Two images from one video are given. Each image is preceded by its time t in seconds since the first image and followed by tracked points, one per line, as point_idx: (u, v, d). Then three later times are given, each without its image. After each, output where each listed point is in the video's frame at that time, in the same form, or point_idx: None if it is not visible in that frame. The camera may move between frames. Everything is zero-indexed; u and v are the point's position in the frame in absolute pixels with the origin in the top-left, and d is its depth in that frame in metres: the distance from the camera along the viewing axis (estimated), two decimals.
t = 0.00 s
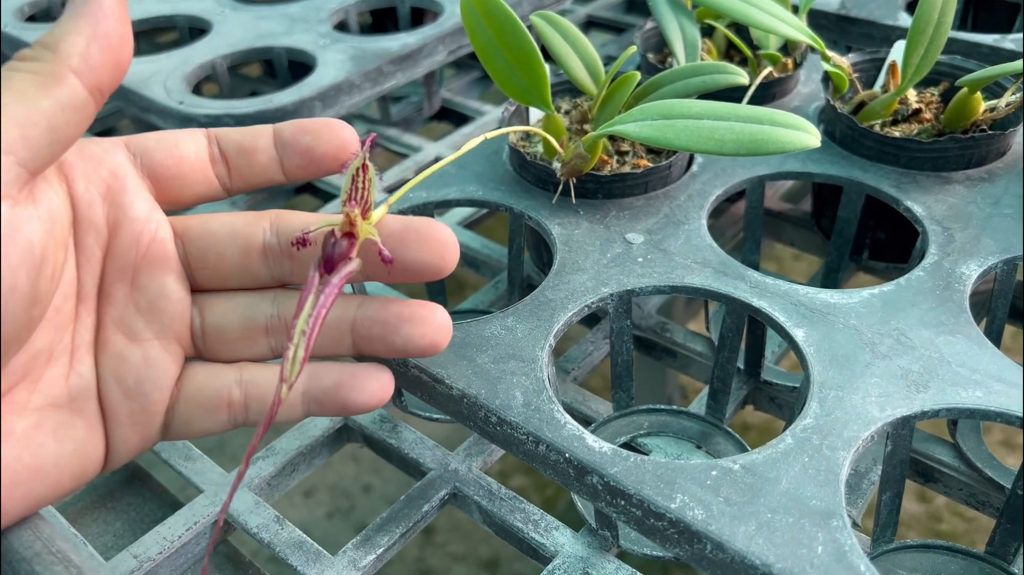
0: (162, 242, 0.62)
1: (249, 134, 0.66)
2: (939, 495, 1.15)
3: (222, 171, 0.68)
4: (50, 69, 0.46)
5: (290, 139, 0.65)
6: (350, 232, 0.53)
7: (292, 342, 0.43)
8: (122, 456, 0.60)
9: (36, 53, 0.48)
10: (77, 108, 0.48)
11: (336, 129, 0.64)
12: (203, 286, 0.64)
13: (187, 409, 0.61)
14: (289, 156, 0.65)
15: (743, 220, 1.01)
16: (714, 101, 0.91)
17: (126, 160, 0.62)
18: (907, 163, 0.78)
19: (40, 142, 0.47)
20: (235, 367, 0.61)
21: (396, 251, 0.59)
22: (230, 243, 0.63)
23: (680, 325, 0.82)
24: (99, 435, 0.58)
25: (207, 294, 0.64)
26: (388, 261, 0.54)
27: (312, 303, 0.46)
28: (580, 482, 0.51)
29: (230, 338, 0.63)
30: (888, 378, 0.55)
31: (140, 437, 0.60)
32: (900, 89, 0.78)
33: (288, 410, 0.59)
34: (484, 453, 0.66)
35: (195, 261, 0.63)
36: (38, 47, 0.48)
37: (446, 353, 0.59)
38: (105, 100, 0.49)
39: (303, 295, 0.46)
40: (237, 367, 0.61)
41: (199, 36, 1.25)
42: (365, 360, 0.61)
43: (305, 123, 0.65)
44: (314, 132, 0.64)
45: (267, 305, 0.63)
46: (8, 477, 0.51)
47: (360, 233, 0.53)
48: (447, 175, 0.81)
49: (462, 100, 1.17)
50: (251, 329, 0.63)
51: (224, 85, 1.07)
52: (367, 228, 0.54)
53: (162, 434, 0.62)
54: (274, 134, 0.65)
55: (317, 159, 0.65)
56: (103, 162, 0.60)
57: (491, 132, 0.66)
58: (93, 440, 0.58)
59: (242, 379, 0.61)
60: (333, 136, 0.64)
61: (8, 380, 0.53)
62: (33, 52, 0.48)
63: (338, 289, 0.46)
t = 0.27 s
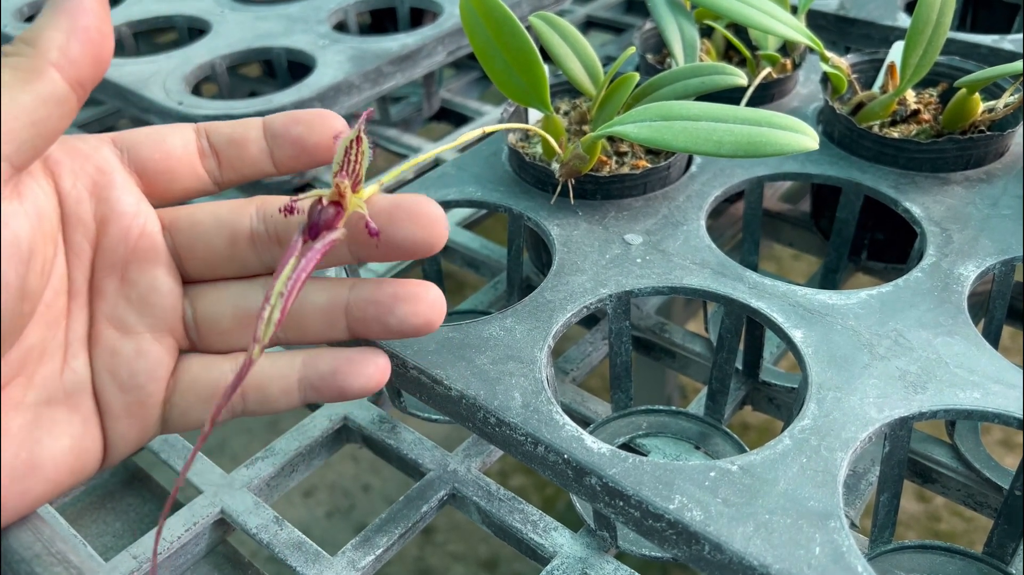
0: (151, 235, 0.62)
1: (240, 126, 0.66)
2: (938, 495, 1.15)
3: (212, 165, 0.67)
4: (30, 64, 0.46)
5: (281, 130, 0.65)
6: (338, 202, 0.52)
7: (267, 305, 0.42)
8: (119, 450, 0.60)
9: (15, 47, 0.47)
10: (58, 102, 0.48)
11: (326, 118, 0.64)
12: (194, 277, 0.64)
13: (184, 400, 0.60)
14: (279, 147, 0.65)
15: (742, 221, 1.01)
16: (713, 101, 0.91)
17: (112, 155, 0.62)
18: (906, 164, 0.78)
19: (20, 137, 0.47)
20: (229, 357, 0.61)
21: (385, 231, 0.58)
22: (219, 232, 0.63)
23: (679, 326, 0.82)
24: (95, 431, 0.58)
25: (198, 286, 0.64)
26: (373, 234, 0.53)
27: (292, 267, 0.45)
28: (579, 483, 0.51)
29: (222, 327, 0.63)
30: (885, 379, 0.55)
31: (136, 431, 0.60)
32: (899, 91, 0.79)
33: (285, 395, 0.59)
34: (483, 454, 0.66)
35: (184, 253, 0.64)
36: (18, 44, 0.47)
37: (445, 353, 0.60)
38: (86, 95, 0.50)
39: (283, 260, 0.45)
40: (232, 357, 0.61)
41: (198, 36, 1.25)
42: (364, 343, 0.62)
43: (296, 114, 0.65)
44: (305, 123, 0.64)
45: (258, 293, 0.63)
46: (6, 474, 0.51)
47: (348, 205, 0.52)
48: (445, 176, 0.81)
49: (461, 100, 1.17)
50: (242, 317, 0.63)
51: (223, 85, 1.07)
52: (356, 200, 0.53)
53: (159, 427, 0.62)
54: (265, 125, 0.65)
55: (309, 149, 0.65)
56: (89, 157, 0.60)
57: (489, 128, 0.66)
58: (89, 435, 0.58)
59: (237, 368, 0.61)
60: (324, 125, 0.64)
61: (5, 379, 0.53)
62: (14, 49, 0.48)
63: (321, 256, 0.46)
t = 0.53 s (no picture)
0: (143, 230, 0.62)
1: (233, 118, 0.66)
2: (939, 494, 1.15)
3: (205, 158, 0.67)
4: (15, 64, 0.46)
5: (275, 121, 0.65)
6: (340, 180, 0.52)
7: (265, 280, 0.41)
8: (116, 449, 0.60)
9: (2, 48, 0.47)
10: (43, 104, 0.48)
11: (320, 109, 0.64)
12: (188, 272, 0.64)
13: (179, 396, 0.61)
14: (273, 139, 0.65)
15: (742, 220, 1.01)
16: (713, 100, 0.91)
17: (102, 151, 0.62)
18: (906, 163, 0.78)
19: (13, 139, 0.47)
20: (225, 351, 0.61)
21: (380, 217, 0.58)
22: (212, 224, 0.63)
23: (680, 326, 0.82)
24: (91, 430, 0.58)
25: (192, 280, 0.64)
26: (374, 214, 0.53)
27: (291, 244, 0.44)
28: (580, 483, 0.51)
29: (216, 321, 0.63)
30: (886, 379, 0.55)
31: (132, 428, 0.60)
32: (899, 90, 0.78)
33: (281, 387, 0.59)
34: (484, 454, 0.66)
35: (177, 248, 0.63)
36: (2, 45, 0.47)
37: (445, 353, 0.59)
38: (73, 95, 0.50)
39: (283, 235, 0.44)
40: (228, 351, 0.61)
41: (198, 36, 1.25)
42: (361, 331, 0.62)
43: (288, 105, 0.65)
44: (298, 114, 0.64)
45: (252, 285, 0.63)
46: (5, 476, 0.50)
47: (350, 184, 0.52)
48: (446, 176, 0.81)
49: (461, 100, 1.17)
50: (236, 310, 0.63)
51: (223, 85, 1.07)
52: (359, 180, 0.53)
53: (155, 424, 0.62)
54: (258, 117, 0.65)
55: (303, 141, 0.65)
56: (76, 155, 0.60)
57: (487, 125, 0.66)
58: (86, 435, 0.58)
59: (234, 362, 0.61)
60: (318, 116, 0.64)
61: (2, 380, 0.52)
62: None
63: (321, 232, 0.45)
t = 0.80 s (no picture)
0: (146, 234, 0.62)
1: (238, 124, 0.66)
2: (938, 495, 1.16)
3: (209, 163, 0.67)
4: (21, 72, 0.46)
5: (280, 128, 0.64)
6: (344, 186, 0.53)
7: (271, 285, 0.41)
8: (116, 451, 0.61)
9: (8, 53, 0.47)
10: (48, 111, 0.48)
11: (327, 116, 0.64)
12: (190, 277, 0.64)
13: (180, 401, 0.61)
14: (279, 145, 0.65)
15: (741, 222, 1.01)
16: (712, 102, 0.91)
17: (105, 155, 0.62)
18: (904, 165, 0.78)
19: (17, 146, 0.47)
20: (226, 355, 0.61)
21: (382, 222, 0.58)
22: (215, 230, 0.63)
23: (678, 327, 0.82)
24: (91, 433, 0.59)
25: (194, 284, 0.64)
26: (379, 220, 0.53)
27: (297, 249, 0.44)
28: (578, 485, 0.51)
29: (217, 326, 0.63)
30: (883, 381, 0.55)
31: (132, 431, 0.60)
32: (897, 92, 0.79)
33: (282, 392, 0.59)
34: (483, 456, 0.67)
35: (179, 252, 0.63)
36: (9, 51, 0.47)
37: (444, 355, 0.60)
38: (79, 102, 0.50)
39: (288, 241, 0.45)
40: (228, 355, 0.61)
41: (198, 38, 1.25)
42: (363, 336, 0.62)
43: (295, 112, 0.65)
44: (305, 120, 0.64)
45: (254, 290, 0.63)
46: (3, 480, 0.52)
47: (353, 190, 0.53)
48: (445, 178, 0.81)
49: (461, 102, 1.17)
50: (238, 315, 0.63)
51: (222, 87, 1.07)
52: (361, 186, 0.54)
53: (155, 427, 0.62)
54: (263, 123, 0.65)
55: (309, 147, 0.65)
56: (80, 158, 0.60)
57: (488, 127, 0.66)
58: (86, 438, 0.58)
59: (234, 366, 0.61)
60: (325, 123, 0.64)
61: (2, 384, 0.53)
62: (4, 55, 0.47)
63: (324, 239, 0.45)
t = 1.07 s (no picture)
0: (156, 241, 0.62)
1: (249, 134, 0.65)
2: (938, 495, 1.16)
3: (218, 171, 0.67)
4: (44, 78, 0.46)
5: (292, 140, 0.64)
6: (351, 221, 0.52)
7: (291, 327, 0.42)
8: (120, 455, 0.61)
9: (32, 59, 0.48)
10: (69, 117, 0.48)
11: (339, 131, 0.64)
12: (198, 285, 0.64)
13: (185, 408, 0.61)
14: (290, 157, 0.65)
15: (741, 222, 1.01)
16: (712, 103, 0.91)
17: (116, 160, 0.62)
18: (905, 165, 0.78)
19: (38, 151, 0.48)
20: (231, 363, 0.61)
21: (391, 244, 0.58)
22: (226, 241, 0.63)
23: (679, 328, 0.82)
24: (96, 438, 0.59)
25: (202, 292, 0.64)
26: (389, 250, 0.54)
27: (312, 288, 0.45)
28: (579, 485, 0.51)
29: (224, 334, 0.63)
30: (884, 381, 0.55)
31: (137, 435, 0.61)
32: (898, 92, 0.79)
33: (289, 404, 0.59)
34: (483, 456, 0.67)
35: (187, 260, 0.64)
36: (31, 56, 0.48)
37: (444, 355, 0.60)
38: (99, 108, 0.50)
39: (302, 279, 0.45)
40: (234, 363, 0.61)
41: (198, 38, 1.25)
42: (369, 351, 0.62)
43: (307, 124, 0.64)
44: (316, 133, 0.64)
45: (262, 301, 0.63)
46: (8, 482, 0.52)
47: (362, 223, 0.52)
48: (445, 179, 0.81)
49: (461, 102, 1.17)
50: (245, 324, 0.63)
51: (223, 88, 1.07)
52: (370, 216, 0.53)
53: (159, 432, 0.62)
54: (275, 134, 0.65)
55: (319, 160, 0.65)
56: (92, 162, 0.60)
57: (492, 130, 0.66)
58: (90, 443, 0.59)
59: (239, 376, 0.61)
60: (336, 137, 0.64)
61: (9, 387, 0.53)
62: (26, 59, 0.48)
63: (339, 273, 0.46)
